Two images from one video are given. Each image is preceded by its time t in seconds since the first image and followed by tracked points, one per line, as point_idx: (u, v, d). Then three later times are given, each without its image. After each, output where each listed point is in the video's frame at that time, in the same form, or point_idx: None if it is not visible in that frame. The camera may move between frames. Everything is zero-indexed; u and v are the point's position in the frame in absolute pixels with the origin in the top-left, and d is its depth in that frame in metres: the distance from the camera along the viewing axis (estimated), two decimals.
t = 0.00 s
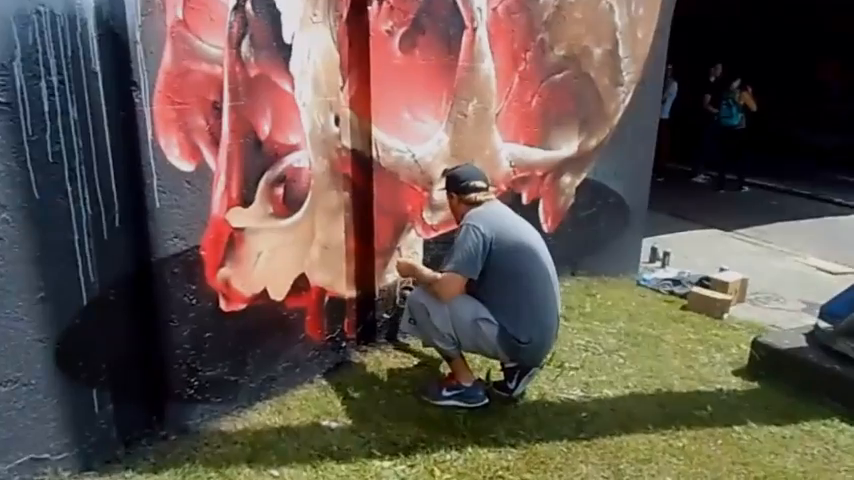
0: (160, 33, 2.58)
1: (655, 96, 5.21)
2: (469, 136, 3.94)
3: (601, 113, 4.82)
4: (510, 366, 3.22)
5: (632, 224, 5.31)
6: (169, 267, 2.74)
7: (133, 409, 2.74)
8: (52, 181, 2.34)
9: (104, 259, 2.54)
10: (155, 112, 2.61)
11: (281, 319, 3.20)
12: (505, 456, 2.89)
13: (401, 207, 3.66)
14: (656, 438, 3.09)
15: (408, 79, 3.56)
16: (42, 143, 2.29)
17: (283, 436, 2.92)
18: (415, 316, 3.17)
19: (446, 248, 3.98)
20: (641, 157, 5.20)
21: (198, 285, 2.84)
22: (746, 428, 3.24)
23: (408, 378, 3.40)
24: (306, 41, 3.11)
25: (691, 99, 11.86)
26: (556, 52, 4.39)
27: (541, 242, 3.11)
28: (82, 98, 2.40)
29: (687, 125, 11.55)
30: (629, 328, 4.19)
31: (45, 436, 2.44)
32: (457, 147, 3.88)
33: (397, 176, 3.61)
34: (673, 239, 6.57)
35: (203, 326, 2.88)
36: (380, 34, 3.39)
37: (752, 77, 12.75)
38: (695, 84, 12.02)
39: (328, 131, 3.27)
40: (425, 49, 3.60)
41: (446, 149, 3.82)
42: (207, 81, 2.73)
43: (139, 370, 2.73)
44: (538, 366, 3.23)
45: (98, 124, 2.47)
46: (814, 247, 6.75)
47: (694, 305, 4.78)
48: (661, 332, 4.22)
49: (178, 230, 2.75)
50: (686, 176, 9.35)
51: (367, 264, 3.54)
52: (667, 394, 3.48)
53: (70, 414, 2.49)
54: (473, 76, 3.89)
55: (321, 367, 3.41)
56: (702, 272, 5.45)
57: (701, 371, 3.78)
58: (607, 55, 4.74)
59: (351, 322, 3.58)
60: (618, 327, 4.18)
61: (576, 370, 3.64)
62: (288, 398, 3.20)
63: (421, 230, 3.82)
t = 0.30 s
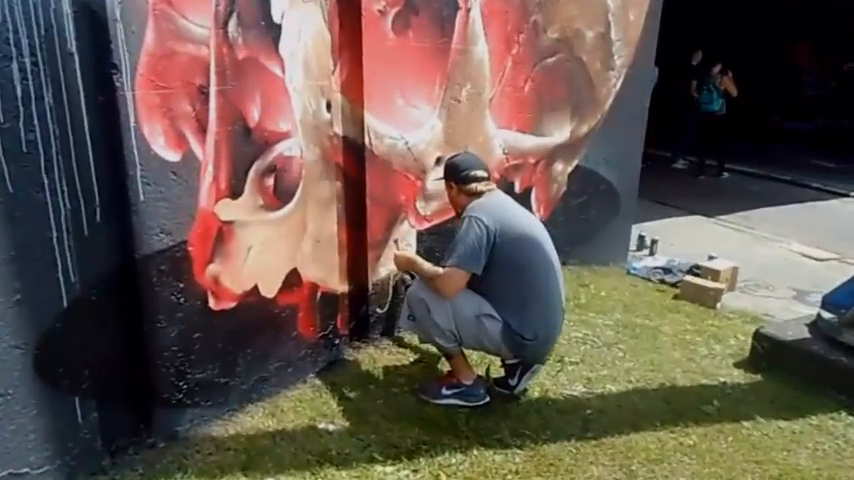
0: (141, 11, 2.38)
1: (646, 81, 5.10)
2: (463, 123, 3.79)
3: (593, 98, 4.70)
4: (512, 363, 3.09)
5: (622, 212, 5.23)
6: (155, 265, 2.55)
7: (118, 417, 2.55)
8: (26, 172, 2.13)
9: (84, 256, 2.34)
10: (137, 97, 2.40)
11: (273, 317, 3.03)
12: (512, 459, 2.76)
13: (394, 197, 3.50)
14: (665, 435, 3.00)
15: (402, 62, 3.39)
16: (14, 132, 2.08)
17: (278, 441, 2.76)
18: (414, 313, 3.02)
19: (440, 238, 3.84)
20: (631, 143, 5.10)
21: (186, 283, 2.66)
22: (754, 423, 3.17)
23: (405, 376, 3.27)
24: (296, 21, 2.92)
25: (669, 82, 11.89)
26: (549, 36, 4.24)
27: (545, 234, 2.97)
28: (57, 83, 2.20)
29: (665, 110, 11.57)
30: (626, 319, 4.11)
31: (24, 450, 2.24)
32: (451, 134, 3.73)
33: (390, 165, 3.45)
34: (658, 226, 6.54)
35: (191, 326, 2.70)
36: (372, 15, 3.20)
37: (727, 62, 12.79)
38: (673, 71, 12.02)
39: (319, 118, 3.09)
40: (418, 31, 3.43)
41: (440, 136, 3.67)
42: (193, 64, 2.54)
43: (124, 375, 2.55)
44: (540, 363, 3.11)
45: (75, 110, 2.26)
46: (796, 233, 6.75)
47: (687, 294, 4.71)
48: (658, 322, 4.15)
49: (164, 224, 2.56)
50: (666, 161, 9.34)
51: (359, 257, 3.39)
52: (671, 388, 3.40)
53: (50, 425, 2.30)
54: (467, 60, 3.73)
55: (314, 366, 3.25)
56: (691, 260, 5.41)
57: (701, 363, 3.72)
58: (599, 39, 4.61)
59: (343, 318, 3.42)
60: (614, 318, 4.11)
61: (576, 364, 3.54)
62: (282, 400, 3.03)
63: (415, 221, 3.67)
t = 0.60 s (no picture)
0: None
1: (636, 68, 5.02)
2: (457, 110, 3.65)
3: (584, 85, 4.60)
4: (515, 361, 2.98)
5: (612, 202, 5.16)
6: (142, 263, 2.38)
7: (106, 426, 2.39)
8: (2, 165, 1.95)
9: (66, 255, 2.18)
10: (121, 82, 2.22)
11: (266, 315, 2.89)
12: (520, 460, 2.64)
13: (389, 188, 3.36)
14: (672, 432, 2.91)
15: (396, 47, 3.24)
16: None
17: (276, 446, 2.63)
18: (415, 310, 2.90)
19: (434, 230, 3.71)
20: (621, 131, 5.02)
21: (176, 282, 2.50)
22: (760, 416, 3.09)
23: (404, 375, 3.15)
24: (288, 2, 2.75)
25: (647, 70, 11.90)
26: (543, 21, 4.12)
27: (551, 227, 2.85)
28: (33, 67, 2.02)
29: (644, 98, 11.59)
30: (622, 311, 4.04)
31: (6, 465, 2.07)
32: (446, 122, 3.59)
33: (385, 154, 3.31)
34: (643, 215, 6.50)
35: (182, 328, 2.55)
36: None
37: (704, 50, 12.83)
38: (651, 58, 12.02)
39: (312, 105, 2.93)
40: (414, 15, 3.27)
41: (435, 125, 3.53)
42: (180, 46, 2.36)
43: (112, 381, 2.39)
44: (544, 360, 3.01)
45: (53, 96, 2.08)
46: (778, 221, 6.75)
47: (677, 284, 4.63)
48: (654, 314, 4.08)
49: (150, 219, 2.38)
50: (646, 149, 9.33)
51: (353, 251, 3.25)
52: (673, 383, 3.31)
53: (33, 438, 2.13)
54: (462, 45, 3.59)
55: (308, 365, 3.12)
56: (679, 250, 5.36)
57: (700, 355, 3.64)
58: (591, 25, 4.51)
59: (338, 314, 3.29)
60: (610, 311, 4.03)
61: (576, 359, 3.44)
62: (276, 402, 2.90)
63: (410, 213, 3.54)
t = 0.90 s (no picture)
0: None
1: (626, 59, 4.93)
2: (453, 101, 3.51)
3: (575, 76, 4.50)
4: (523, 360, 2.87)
5: (600, 194, 5.08)
6: (132, 265, 2.18)
7: (95, 442, 2.21)
8: None
9: (50, 258, 1.98)
10: (109, 68, 2.01)
11: (262, 318, 2.73)
12: (534, 465, 2.52)
13: (386, 182, 3.22)
14: (684, 431, 2.77)
15: (393, 35, 3.08)
16: None
17: (279, 458, 2.47)
18: (420, 311, 2.77)
19: (429, 225, 3.57)
20: (610, 122, 4.94)
21: (168, 285, 2.30)
22: (767, 412, 2.94)
23: (405, 376, 3.01)
24: None
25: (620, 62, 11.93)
26: (536, 9, 4.00)
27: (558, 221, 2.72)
28: (10, 51, 1.81)
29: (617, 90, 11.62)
30: (618, 306, 3.96)
31: None
32: (442, 113, 3.45)
33: (381, 146, 3.15)
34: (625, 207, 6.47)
35: (177, 334, 2.37)
36: None
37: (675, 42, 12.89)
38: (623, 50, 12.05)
39: (309, 94, 2.78)
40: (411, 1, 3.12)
41: (431, 116, 3.38)
42: (172, 29, 2.16)
43: (101, 394, 2.20)
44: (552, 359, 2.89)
45: (33, 82, 1.88)
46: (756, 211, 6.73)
47: (667, 277, 4.54)
48: (651, 308, 4.00)
49: (141, 218, 2.18)
50: (622, 141, 9.33)
51: (349, 247, 3.11)
52: (677, 378, 3.19)
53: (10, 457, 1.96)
54: (457, 33, 3.45)
55: (304, 369, 2.97)
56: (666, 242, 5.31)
57: (700, 349, 3.51)
58: (582, 14, 4.40)
59: (334, 314, 3.15)
60: (607, 306, 3.95)
61: (580, 357, 3.33)
62: (274, 409, 2.74)
63: (406, 208, 3.39)
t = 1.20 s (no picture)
0: None
1: (620, 48, 4.86)
2: (453, 92, 3.41)
3: (571, 66, 4.42)
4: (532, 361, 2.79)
5: (594, 186, 5.03)
6: (134, 268, 2.04)
7: (94, 453, 2.10)
8: None
9: (49, 262, 1.87)
10: (110, 59, 1.87)
11: (263, 319, 2.61)
12: (551, 473, 2.45)
13: (387, 176, 3.11)
14: (699, 435, 2.72)
15: (396, 23, 2.96)
16: None
17: (286, 468, 2.36)
18: (429, 312, 2.68)
19: (430, 220, 3.47)
20: (604, 113, 4.87)
21: (170, 288, 2.17)
22: (780, 413, 2.91)
23: (409, 378, 2.92)
24: None
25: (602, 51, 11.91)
26: None
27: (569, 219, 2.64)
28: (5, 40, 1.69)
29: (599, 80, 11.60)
30: (619, 302, 3.91)
31: None
32: (443, 105, 3.34)
33: (383, 139, 3.04)
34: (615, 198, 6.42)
35: (179, 339, 2.24)
36: None
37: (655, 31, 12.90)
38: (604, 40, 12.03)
39: (311, 85, 2.66)
40: None
41: (432, 108, 3.28)
42: (175, 17, 2.02)
43: (101, 403, 2.09)
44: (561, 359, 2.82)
45: (30, 75, 1.76)
46: (743, 202, 6.73)
47: (663, 270, 4.49)
48: (650, 303, 3.95)
49: (143, 218, 2.04)
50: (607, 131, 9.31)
51: (350, 244, 2.99)
52: (685, 378, 3.14)
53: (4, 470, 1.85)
54: (459, 22, 3.34)
55: (305, 371, 2.86)
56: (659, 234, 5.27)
57: (705, 346, 3.47)
58: (578, 3, 4.32)
59: (335, 314, 3.04)
60: (608, 302, 3.90)
61: (585, 355, 3.28)
62: (277, 414, 2.64)
63: (406, 203, 3.29)
